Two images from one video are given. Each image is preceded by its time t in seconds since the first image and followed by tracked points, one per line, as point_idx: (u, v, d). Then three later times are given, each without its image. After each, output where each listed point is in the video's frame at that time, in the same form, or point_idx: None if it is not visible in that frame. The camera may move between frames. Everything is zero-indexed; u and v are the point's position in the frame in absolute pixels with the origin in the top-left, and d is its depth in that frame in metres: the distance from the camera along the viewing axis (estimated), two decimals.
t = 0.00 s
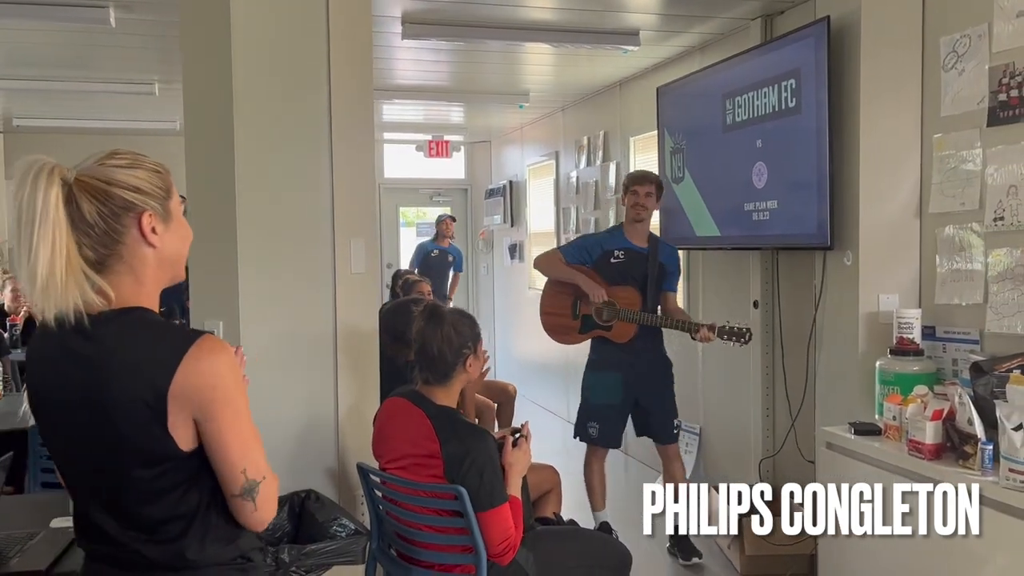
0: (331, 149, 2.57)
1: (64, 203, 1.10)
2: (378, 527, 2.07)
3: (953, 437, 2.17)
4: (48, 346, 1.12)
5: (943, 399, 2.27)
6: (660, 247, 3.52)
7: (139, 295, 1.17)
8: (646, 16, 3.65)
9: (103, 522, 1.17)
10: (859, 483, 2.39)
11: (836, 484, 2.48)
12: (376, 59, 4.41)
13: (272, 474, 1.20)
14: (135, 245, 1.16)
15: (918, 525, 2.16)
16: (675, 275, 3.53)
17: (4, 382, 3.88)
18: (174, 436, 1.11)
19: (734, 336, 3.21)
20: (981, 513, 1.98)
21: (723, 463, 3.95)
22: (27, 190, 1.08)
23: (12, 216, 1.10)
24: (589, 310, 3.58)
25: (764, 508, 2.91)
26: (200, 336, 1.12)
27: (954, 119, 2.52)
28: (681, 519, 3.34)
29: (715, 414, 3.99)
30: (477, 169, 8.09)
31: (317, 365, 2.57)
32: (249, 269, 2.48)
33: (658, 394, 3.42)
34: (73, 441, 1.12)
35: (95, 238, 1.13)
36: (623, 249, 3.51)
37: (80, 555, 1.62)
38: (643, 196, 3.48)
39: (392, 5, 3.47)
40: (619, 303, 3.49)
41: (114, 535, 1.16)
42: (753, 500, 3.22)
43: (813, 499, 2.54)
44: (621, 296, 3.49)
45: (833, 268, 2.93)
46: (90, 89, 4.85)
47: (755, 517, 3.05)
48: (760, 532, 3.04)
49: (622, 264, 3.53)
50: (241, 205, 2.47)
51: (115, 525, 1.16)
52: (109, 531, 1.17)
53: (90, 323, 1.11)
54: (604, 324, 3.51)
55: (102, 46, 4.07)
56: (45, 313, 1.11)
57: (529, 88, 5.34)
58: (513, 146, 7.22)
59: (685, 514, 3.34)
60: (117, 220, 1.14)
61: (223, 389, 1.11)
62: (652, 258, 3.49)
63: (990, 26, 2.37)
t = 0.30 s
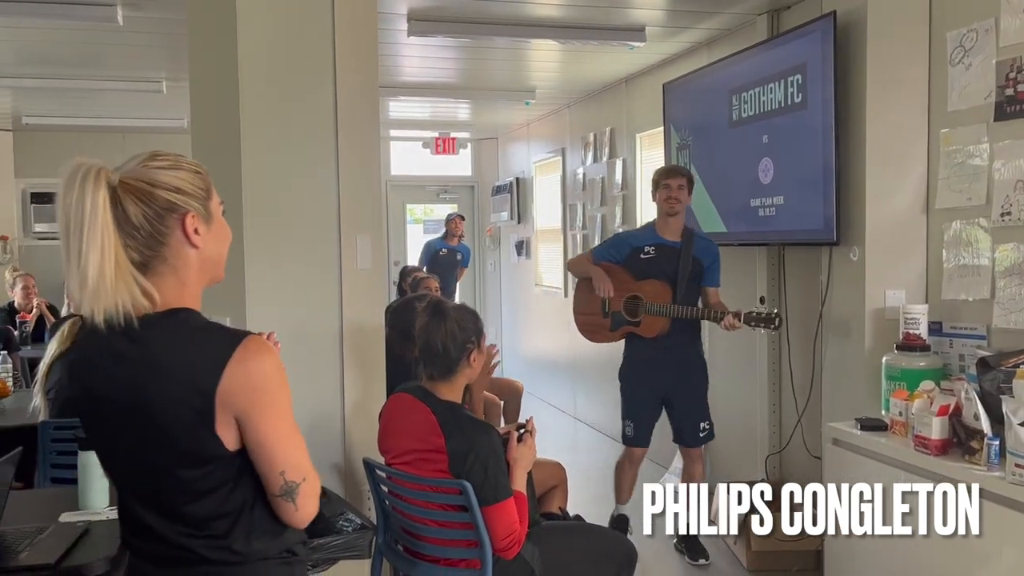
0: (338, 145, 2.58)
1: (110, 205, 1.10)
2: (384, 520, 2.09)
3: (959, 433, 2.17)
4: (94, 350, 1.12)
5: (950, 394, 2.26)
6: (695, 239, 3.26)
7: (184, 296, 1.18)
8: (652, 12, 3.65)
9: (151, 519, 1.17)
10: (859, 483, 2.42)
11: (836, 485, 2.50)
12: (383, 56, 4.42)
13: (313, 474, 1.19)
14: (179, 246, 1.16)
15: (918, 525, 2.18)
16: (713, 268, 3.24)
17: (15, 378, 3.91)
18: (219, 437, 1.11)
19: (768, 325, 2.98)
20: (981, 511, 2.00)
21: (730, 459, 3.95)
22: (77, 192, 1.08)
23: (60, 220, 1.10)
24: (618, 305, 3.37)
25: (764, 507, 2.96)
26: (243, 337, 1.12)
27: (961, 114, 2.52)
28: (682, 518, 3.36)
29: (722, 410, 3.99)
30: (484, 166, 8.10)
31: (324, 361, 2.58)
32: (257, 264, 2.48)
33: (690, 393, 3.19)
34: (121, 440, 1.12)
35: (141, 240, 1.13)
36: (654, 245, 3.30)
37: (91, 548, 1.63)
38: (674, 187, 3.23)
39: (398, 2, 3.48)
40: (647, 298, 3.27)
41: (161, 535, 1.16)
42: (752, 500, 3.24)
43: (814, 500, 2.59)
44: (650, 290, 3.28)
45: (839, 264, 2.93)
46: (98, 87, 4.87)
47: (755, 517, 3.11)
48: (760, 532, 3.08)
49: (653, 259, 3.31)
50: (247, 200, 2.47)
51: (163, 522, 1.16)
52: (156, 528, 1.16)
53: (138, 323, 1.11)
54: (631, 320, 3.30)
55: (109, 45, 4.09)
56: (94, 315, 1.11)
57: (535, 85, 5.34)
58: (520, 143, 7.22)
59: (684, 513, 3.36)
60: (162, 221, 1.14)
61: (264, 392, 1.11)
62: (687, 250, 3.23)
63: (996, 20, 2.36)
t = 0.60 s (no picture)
0: (345, 140, 2.59)
1: (155, 199, 1.11)
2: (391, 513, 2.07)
3: (966, 427, 2.17)
4: (137, 343, 1.12)
5: (957, 387, 2.26)
6: (717, 237, 3.14)
7: (226, 288, 1.19)
8: (660, 6, 3.64)
9: (197, 511, 1.17)
10: (859, 483, 2.44)
11: (837, 485, 2.51)
12: (388, 52, 4.42)
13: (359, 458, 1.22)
14: (219, 239, 1.17)
15: (918, 525, 2.21)
16: (736, 266, 3.12)
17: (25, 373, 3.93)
18: (275, 425, 1.13)
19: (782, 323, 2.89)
20: (981, 512, 2.02)
21: (738, 454, 3.95)
22: (124, 185, 1.09)
23: (106, 214, 1.11)
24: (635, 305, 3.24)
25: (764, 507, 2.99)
26: (291, 326, 1.13)
27: (969, 107, 2.51)
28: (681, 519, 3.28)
29: (730, 404, 3.99)
30: (491, 161, 8.10)
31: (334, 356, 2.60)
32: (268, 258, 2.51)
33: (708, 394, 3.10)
34: (170, 432, 1.13)
35: (184, 233, 1.14)
36: (674, 243, 3.20)
37: (102, 540, 1.64)
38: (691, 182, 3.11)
39: None
40: (664, 297, 3.14)
41: (207, 526, 1.17)
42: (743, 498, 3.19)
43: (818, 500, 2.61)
44: (667, 288, 3.15)
45: (846, 258, 2.93)
46: (107, 84, 4.90)
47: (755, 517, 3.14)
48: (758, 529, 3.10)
49: (672, 257, 3.20)
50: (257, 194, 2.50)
51: (208, 513, 1.16)
52: (201, 520, 1.17)
53: (188, 315, 1.12)
54: (648, 320, 3.17)
55: (117, 41, 4.10)
56: (140, 307, 1.12)
57: (542, 80, 5.33)
58: (527, 139, 7.21)
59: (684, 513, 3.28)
60: (204, 214, 1.15)
61: (317, 379, 1.13)
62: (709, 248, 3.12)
63: (1004, 13, 2.35)
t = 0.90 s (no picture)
0: (349, 135, 2.60)
1: (164, 194, 1.12)
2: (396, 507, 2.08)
3: (968, 420, 2.18)
4: (144, 337, 1.14)
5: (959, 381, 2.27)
6: (721, 227, 3.06)
7: (233, 284, 1.19)
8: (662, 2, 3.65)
9: (204, 498, 1.18)
10: (859, 483, 2.46)
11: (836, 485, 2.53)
12: (391, 48, 4.43)
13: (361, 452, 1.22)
14: (226, 236, 1.18)
15: (918, 525, 2.23)
16: (744, 257, 3.05)
17: (30, 369, 3.95)
18: (276, 419, 1.14)
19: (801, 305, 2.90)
20: (981, 512, 2.03)
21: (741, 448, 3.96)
22: (133, 180, 1.10)
23: (118, 209, 1.12)
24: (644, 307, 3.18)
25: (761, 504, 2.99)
26: (295, 322, 1.14)
27: (971, 101, 2.51)
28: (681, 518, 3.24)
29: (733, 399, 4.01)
30: (493, 157, 8.10)
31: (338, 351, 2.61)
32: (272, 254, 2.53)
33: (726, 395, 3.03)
34: (176, 421, 1.14)
35: (192, 229, 1.15)
36: (678, 240, 3.13)
37: (109, 533, 1.65)
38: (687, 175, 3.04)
39: None
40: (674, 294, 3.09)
41: (214, 513, 1.18)
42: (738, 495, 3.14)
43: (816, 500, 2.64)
44: (676, 286, 3.09)
45: (849, 252, 2.94)
46: (110, 81, 4.91)
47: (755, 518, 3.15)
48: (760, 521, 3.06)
49: (676, 254, 3.14)
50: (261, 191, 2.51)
51: (216, 500, 1.18)
52: (209, 507, 1.18)
53: (194, 310, 1.13)
54: (660, 320, 3.11)
55: (121, 38, 4.11)
56: (148, 300, 1.13)
57: (544, 75, 5.33)
58: (529, 135, 7.22)
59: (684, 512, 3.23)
60: (212, 211, 1.16)
61: (317, 375, 1.13)
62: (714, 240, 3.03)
63: (1006, 8, 2.35)
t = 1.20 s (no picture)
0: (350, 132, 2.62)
1: (151, 191, 1.13)
2: (397, 501, 2.12)
3: (966, 413, 2.20)
4: (136, 324, 1.18)
5: (957, 375, 2.29)
6: (730, 220, 2.99)
7: (217, 280, 1.20)
8: None
9: (182, 478, 1.21)
10: (859, 483, 2.46)
11: (837, 485, 2.54)
12: (391, 45, 4.44)
13: (335, 446, 1.21)
14: (212, 233, 1.19)
15: (918, 525, 2.24)
16: (755, 250, 2.95)
17: (34, 366, 3.97)
18: (247, 411, 1.14)
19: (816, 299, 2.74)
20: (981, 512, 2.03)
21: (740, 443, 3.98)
22: (120, 177, 1.12)
23: (107, 204, 1.14)
24: (656, 303, 3.14)
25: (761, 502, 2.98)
26: (270, 318, 1.15)
27: (969, 98, 2.53)
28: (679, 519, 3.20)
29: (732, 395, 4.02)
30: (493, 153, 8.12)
31: (340, 346, 2.63)
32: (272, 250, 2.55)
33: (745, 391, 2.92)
34: (156, 403, 1.17)
35: (178, 226, 1.16)
36: (686, 234, 3.07)
37: (116, 525, 1.67)
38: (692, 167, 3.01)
39: None
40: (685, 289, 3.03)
41: (195, 496, 1.20)
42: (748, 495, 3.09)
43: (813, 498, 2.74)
44: (687, 281, 3.02)
45: (847, 247, 2.95)
46: (113, 79, 4.92)
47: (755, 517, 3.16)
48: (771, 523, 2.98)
49: (686, 248, 3.08)
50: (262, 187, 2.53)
51: (192, 481, 1.20)
52: (186, 488, 1.21)
53: (176, 302, 1.16)
54: (671, 316, 3.06)
55: (123, 36, 4.13)
56: (132, 293, 1.16)
57: (544, 72, 5.34)
58: (529, 131, 7.23)
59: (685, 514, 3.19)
60: (198, 209, 1.17)
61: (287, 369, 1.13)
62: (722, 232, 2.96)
63: (1004, 4, 2.37)
